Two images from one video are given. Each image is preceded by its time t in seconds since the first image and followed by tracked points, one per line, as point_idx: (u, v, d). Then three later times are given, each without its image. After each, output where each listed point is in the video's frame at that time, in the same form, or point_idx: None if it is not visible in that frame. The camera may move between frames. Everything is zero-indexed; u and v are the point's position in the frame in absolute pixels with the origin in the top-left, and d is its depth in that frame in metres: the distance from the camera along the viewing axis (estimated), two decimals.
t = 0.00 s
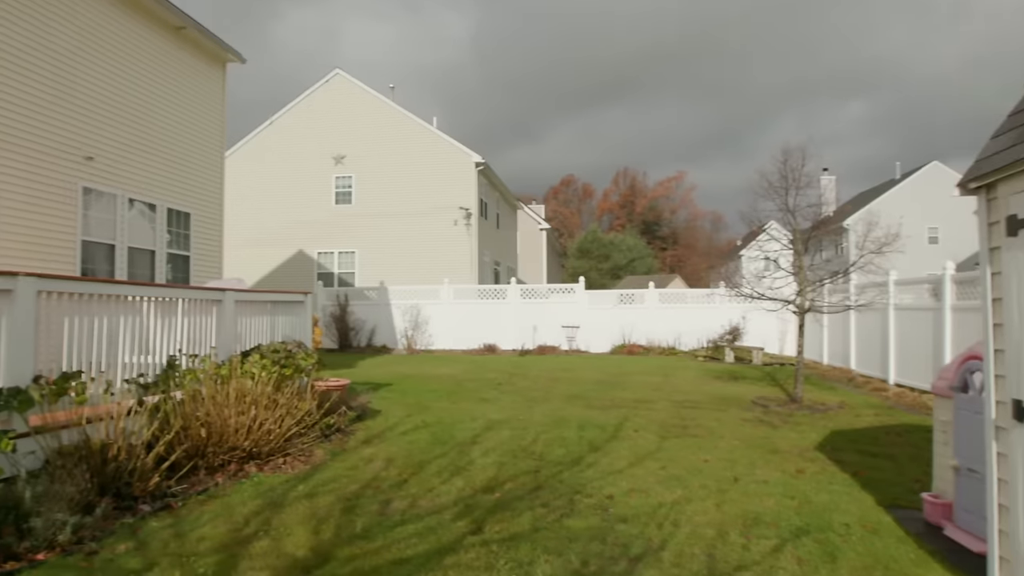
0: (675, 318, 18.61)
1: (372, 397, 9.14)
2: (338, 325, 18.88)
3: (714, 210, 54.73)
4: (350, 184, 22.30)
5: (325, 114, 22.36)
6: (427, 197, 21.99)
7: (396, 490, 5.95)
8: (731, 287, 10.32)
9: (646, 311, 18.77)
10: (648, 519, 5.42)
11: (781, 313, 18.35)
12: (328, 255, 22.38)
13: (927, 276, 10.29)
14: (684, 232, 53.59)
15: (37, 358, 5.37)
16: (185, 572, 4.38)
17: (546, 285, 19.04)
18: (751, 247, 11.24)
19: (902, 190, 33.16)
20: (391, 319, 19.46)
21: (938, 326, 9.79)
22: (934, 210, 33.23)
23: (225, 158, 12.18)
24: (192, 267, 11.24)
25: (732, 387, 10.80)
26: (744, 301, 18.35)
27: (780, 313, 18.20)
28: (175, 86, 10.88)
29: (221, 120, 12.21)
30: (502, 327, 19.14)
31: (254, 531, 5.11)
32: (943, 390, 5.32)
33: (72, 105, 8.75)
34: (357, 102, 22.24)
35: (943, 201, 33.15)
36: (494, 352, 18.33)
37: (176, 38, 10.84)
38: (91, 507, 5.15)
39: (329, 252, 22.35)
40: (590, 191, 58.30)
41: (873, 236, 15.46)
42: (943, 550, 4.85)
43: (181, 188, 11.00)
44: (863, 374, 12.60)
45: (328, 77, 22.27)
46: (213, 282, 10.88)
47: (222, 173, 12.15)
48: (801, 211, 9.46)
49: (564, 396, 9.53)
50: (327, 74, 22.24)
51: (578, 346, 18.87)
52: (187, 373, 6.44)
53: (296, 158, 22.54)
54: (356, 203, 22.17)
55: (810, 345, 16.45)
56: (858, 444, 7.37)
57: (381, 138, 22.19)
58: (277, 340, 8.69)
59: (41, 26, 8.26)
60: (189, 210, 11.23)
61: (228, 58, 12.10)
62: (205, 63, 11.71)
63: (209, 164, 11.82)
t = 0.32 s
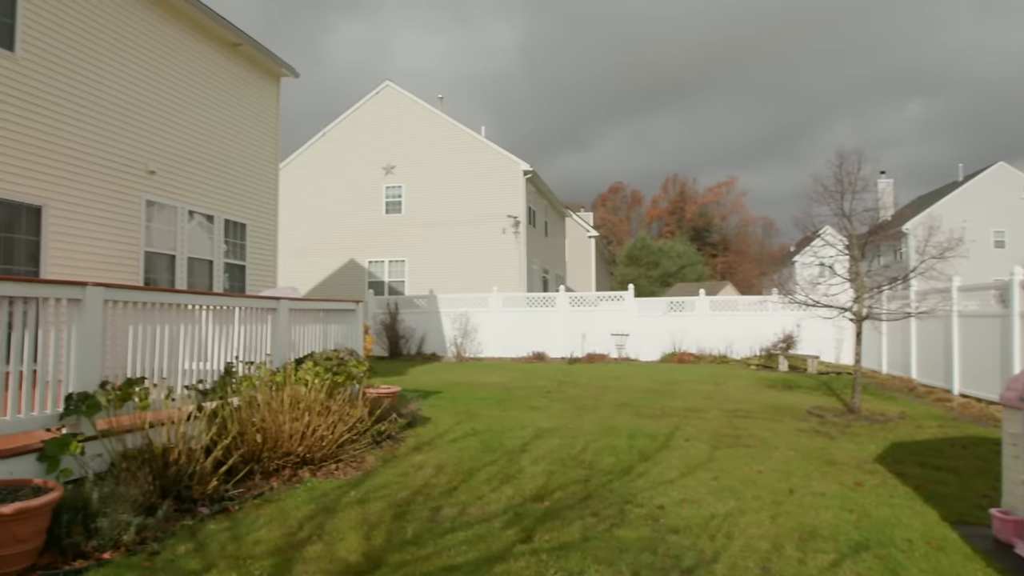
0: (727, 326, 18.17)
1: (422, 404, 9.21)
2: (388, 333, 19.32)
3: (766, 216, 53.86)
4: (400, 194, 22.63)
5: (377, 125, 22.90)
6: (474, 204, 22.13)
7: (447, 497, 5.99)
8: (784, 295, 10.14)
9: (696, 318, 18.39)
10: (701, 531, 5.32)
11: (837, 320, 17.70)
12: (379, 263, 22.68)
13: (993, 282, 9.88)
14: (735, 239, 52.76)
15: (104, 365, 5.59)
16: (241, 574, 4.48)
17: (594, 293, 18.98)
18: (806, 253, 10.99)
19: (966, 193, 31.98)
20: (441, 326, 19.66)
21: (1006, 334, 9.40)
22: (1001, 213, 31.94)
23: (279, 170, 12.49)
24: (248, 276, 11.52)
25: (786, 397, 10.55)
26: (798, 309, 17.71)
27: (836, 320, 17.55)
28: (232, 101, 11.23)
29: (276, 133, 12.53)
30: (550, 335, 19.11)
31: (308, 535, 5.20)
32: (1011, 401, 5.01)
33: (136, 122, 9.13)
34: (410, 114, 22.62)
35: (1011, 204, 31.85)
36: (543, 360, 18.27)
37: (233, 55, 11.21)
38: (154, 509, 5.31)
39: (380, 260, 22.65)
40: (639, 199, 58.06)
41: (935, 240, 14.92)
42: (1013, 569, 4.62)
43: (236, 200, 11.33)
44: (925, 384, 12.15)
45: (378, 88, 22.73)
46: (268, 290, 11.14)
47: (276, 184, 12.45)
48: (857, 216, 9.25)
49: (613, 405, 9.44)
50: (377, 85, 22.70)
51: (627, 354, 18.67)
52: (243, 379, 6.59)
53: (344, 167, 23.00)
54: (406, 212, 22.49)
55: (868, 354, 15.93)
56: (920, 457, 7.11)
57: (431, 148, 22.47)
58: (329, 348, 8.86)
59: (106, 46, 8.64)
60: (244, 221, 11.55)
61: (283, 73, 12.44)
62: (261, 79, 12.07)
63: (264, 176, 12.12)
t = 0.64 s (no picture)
0: (777, 334, 17.84)
1: (468, 411, 9.25)
2: (434, 341, 19.23)
3: (817, 222, 52.76)
4: (446, 203, 22.78)
5: (423, 134, 23.14)
6: (516, 211, 22.06)
7: (493, 505, 5.99)
8: (836, 302, 9.94)
9: (745, 326, 18.08)
10: (752, 543, 5.20)
11: (892, 327, 17.00)
12: (426, 272, 22.93)
13: None
14: (785, 245, 51.66)
15: (162, 371, 5.76)
16: None
17: (640, 299, 18.87)
18: (858, 258, 10.74)
19: None
20: (487, 334, 19.73)
21: None
22: None
23: (328, 180, 12.71)
24: (298, 284, 11.75)
25: (839, 406, 10.28)
26: (849, 315, 17.41)
27: (890, 328, 16.89)
28: (283, 114, 11.52)
29: (324, 144, 12.78)
30: (595, 343, 19.03)
31: (356, 540, 5.25)
32: None
33: (192, 136, 9.43)
34: (454, 122, 22.81)
35: None
36: (589, 368, 18.18)
37: (284, 68, 11.50)
38: (209, 512, 5.43)
39: (426, 268, 22.88)
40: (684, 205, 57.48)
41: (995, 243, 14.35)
42: None
43: (287, 210, 11.59)
44: (988, 395, 11.67)
45: (424, 98, 23.00)
46: (318, 299, 11.34)
47: (325, 194, 12.67)
48: (912, 220, 8.99)
49: (660, 413, 9.33)
50: (423, 95, 22.96)
51: (674, 362, 18.41)
52: (294, 387, 6.74)
53: (388, 176, 23.43)
54: (452, 220, 22.59)
55: (927, 361, 15.40)
56: (984, 470, 6.83)
57: (473, 154, 22.58)
58: (377, 355, 8.97)
59: (164, 64, 8.95)
60: (295, 230, 11.79)
61: (331, 86, 12.71)
62: (311, 91, 12.36)
63: (313, 187, 12.36)
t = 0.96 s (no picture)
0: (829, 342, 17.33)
1: (514, 420, 9.26)
2: (479, 349, 19.51)
3: (869, 226, 51.08)
4: (490, 212, 22.86)
5: (466, 144, 23.32)
6: (559, 219, 21.96)
7: (539, 514, 5.97)
8: (891, 309, 9.72)
9: (795, 334, 17.65)
10: (804, 557, 5.04)
11: (951, 335, 16.41)
12: (470, 281, 22.99)
13: None
14: (835, 250, 49.64)
15: (215, 379, 5.89)
16: None
17: (687, 307, 18.48)
18: (913, 264, 10.47)
19: None
20: (532, 343, 19.77)
21: None
22: None
23: (374, 191, 12.89)
24: (344, 293, 11.89)
25: (896, 417, 9.97)
26: (907, 323, 16.69)
27: (949, 335, 16.33)
28: (330, 126, 11.74)
29: (371, 156, 12.96)
30: (639, 351, 18.86)
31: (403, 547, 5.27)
32: None
33: (243, 150, 9.67)
34: (497, 131, 22.88)
35: None
36: (635, 377, 18.07)
37: (331, 82, 11.72)
38: (260, 517, 5.53)
39: (471, 278, 22.95)
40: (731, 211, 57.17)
41: None
42: None
43: (334, 221, 11.78)
44: None
45: (468, 108, 23.18)
46: (364, 308, 11.48)
47: (371, 205, 12.85)
48: (971, 224, 8.77)
49: (707, 423, 9.21)
50: (467, 105, 23.14)
51: (722, 371, 18.08)
52: (341, 395, 6.83)
53: (431, 186, 23.72)
54: (499, 231, 22.64)
55: (989, 371, 14.82)
56: None
57: (517, 163, 22.63)
58: (423, 364, 9.04)
59: (215, 80, 9.20)
60: (343, 241, 11.98)
61: (377, 98, 12.90)
62: (357, 103, 12.56)
63: (359, 198, 12.54)
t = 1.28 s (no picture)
0: (881, 350, 16.74)
1: (557, 428, 9.24)
2: (522, 356, 19.53)
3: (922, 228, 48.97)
4: (533, 219, 22.87)
5: (507, 153, 23.44)
6: (601, 226, 21.85)
7: (582, 523, 5.91)
8: (946, 315, 9.61)
9: (844, 342, 17.03)
10: (857, 570, 4.87)
11: (1010, 340, 15.65)
12: (512, 288, 23.05)
13: None
14: (885, 255, 48.91)
15: (263, 386, 6.01)
16: None
17: (731, 314, 18.24)
18: (970, 269, 10.36)
19: None
20: (575, 350, 19.67)
21: None
22: None
23: (417, 201, 13.02)
24: (388, 302, 11.99)
25: (953, 427, 9.65)
26: (963, 329, 15.90)
27: (1007, 341, 15.58)
28: (374, 137, 11.89)
29: (413, 166, 13.10)
30: (686, 360, 18.51)
31: (447, 554, 5.24)
32: None
33: (290, 162, 9.87)
34: (540, 139, 22.91)
35: None
36: (679, 385, 17.65)
37: (374, 94, 11.89)
38: (307, 523, 5.58)
39: (514, 285, 22.99)
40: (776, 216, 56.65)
41: None
42: None
43: (378, 230, 11.92)
44: None
45: (508, 116, 23.27)
46: (408, 316, 11.58)
47: (413, 214, 12.98)
48: None
49: (754, 432, 9.04)
50: (508, 113, 23.21)
51: (767, 379, 17.57)
52: (386, 402, 6.89)
53: (471, 194, 23.84)
54: (540, 237, 22.64)
55: None
56: None
57: (560, 169, 22.61)
58: (466, 372, 9.09)
59: (263, 94, 9.42)
60: (386, 250, 12.12)
61: (419, 107, 13.03)
62: (400, 113, 12.71)
63: (402, 207, 12.68)
